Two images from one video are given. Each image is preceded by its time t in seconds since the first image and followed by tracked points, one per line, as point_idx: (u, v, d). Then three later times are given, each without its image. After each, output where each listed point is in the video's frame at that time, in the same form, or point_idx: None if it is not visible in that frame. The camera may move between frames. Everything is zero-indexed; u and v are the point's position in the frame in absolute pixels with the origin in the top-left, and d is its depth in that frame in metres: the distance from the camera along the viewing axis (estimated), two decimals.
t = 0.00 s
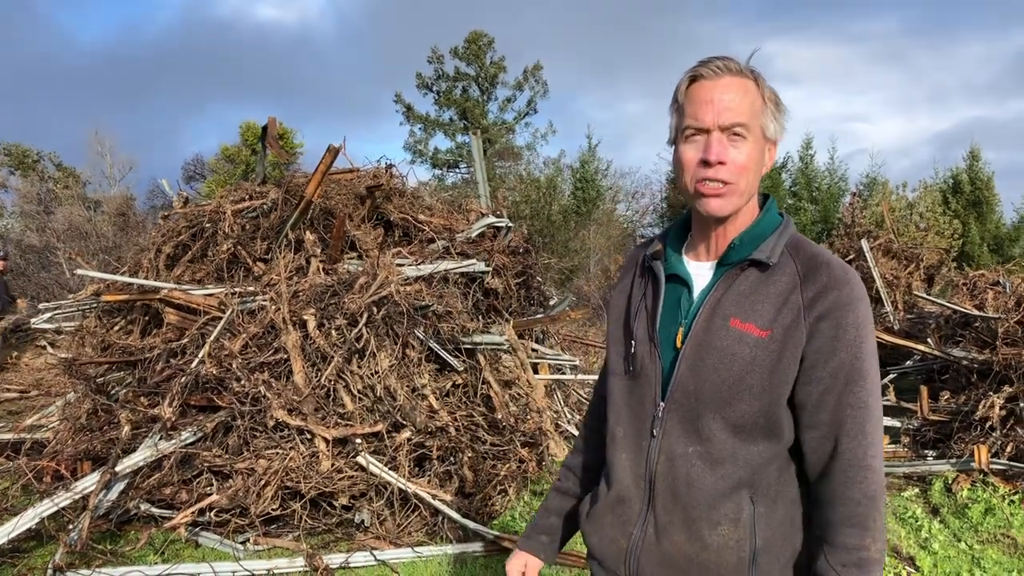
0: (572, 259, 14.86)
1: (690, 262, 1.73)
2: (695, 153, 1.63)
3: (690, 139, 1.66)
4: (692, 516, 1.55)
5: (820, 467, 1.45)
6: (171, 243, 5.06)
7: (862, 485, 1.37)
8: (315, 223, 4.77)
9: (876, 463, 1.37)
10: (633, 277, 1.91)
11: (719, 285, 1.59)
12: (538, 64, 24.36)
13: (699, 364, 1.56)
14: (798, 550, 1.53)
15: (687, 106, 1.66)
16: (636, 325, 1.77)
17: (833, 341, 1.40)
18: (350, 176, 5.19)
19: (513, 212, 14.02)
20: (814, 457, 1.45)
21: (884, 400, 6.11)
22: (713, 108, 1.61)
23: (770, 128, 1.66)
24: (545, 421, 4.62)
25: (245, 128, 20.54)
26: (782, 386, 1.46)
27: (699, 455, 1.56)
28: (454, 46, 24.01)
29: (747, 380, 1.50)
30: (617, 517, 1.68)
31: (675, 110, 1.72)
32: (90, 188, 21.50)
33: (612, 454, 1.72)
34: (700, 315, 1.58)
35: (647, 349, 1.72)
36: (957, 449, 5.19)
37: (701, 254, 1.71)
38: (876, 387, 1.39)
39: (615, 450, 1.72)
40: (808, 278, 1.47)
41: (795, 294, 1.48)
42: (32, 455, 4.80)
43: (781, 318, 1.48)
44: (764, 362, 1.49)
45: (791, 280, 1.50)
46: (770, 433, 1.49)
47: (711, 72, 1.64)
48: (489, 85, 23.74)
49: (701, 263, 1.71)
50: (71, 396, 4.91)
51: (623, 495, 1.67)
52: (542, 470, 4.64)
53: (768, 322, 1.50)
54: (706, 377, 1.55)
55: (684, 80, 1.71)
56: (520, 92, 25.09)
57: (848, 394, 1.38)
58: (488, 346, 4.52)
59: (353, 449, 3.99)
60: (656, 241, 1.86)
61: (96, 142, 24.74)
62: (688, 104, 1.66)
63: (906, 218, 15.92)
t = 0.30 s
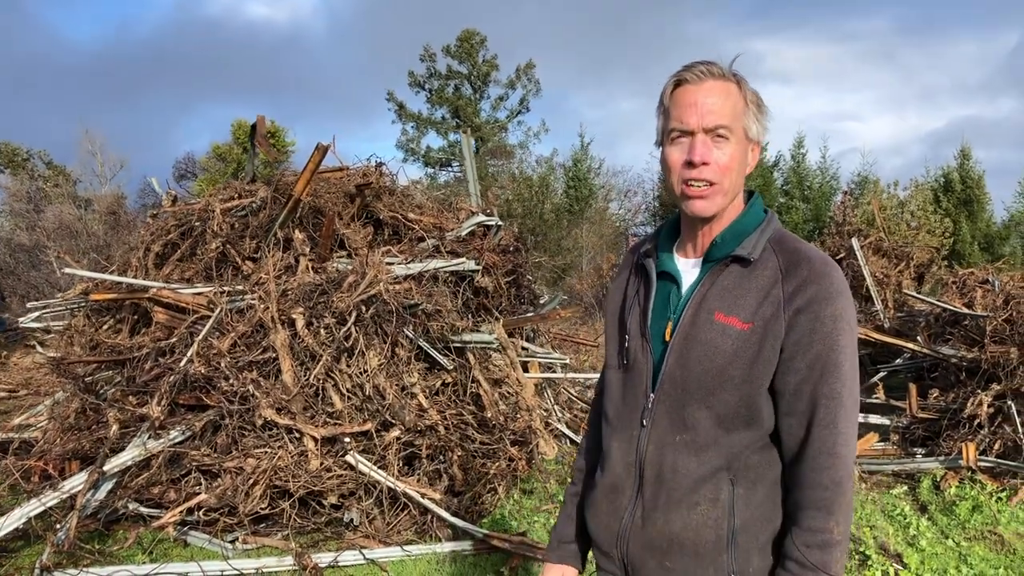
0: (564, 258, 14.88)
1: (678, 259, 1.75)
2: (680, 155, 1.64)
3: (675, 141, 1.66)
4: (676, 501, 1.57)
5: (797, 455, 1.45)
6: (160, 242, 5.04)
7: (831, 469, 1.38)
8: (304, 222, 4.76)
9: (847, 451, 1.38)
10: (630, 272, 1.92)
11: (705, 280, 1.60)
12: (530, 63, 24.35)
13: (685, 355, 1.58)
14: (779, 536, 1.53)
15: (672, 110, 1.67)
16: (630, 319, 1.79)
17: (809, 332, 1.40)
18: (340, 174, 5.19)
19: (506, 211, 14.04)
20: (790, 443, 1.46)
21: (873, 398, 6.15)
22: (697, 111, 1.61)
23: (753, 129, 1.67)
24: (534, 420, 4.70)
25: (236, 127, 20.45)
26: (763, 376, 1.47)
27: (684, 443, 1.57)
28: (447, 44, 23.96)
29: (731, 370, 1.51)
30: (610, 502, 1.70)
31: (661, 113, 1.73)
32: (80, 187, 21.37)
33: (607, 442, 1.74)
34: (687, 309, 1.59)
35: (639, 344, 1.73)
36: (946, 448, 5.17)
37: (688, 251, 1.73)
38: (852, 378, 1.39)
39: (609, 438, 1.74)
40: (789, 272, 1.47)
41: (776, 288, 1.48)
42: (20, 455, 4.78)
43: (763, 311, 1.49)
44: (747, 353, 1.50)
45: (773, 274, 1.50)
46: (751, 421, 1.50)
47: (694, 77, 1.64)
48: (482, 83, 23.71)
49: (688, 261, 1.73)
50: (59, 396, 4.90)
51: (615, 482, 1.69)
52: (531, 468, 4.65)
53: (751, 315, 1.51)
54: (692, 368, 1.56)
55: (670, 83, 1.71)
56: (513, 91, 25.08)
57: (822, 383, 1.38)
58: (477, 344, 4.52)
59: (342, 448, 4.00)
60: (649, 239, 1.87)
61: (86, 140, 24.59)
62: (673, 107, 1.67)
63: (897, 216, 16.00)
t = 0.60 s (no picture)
0: (559, 256, 14.89)
1: (674, 256, 1.75)
2: (672, 152, 1.65)
3: (667, 139, 1.68)
4: (689, 493, 1.57)
5: (809, 438, 1.48)
6: (152, 240, 5.03)
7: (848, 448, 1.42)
8: (295, 220, 4.75)
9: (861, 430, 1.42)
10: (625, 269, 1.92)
11: (705, 276, 1.60)
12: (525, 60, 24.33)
13: (692, 350, 1.58)
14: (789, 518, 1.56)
15: (662, 109, 1.68)
16: (629, 316, 1.78)
17: (814, 318, 1.44)
18: (332, 173, 5.20)
19: (500, 209, 14.04)
20: (805, 429, 1.48)
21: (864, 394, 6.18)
22: (687, 109, 1.63)
23: (742, 125, 1.69)
24: (526, 417, 4.58)
25: (230, 125, 20.39)
26: (771, 365, 1.50)
27: (695, 436, 1.58)
28: (441, 42, 23.92)
29: (739, 362, 1.53)
30: (623, 498, 1.70)
31: (650, 113, 1.75)
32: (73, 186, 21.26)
33: (616, 439, 1.74)
34: (690, 305, 1.60)
35: (641, 340, 1.73)
36: (936, 442, 5.30)
37: (684, 247, 1.73)
38: (858, 359, 1.43)
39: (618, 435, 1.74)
40: (788, 262, 1.51)
41: (777, 279, 1.52)
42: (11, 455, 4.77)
43: (766, 302, 1.52)
44: (753, 344, 1.52)
45: (774, 265, 1.53)
46: (759, 409, 1.52)
47: (683, 76, 1.67)
48: (477, 81, 23.69)
49: (685, 256, 1.72)
50: (50, 395, 4.89)
51: (627, 478, 1.69)
52: (523, 466, 4.65)
53: (754, 306, 1.53)
54: (699, 362, 1.57)
55: (658, 84, 1.73)
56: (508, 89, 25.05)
57: (832, 366, 1.42)
58: (469, 343, 4.51)
59: (333, 446, 4.00)
60: (642, 237, 1.86)
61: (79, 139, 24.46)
62: (663, 107, 1.68)
63: (891, 214, 16.06)
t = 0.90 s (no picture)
0: (559, 253, 14.88)
1: (685, 250, 1.79)
2: (682, 145, 1.66)
3: (677, 132, 1.69)
4: (688, 491, 1.58)
5: (825, 437, 1.43)
6: (149, 238, 5.04)
7: (868, 443, 1.34)
8: (293, 218, 4.75)
9: (885, 427, 1.34)
10: (635, 265, 1.95)
11: (711, 268, 1.62)
12: (525, 58, 24.31)
13: (696, 344, 1.59)
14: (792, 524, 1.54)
15: (672, 102, 1.70)
16: (635, 310, 1.81)
17: (825, 313, 1.41)
18: (330, 171, 5.23)
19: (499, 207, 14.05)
20: (829, 431, 1.41)
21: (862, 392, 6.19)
22: (697, 102, 1.64)
23: (753, 119, 1.70)
24: (523, 415, 4.65)
25: (230, 123, 20.39)
26: (777, 360, 1.49)
27: (692, 430, 1.58)
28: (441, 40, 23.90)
29: (741, 356, 1.53)
30: (622, 494, 1.71)
31: (661, 106, 1.76)
32: (73, 184, 21.26)
33: (617, 433, 1.76)
34: (694, 298, 1.62)
35: (646, 335, 1.75)
36: (933, 439, 5.33)
37: (695, 241, 1.76)
38: (877, 357, 1.38)
39: (620, 429, 1.75)
40: (797, 257, 1.50)
41: (784, 274, 1.51)
42: (10, 453, 4.79)
43: (771, 297, 1.51)
44: (757, 338, 1.52)
45: (782, 260, 1.53)
46: (761, 406, 1.52)
47: (693, 69, 1.68)
48: (477, 79, 23.67)
49: (695, 251, 1.76)
50: (48, 393, 4.91)
51: (626, 473, 1.70)
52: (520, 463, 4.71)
53: (759, 301, 1.53)
54: (702, 355, 1.58)
55: (669, 76, 1.75)
56: (508, 86, 25.03)
57: (849, 361, 1.37)
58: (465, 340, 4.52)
59: (330, 443, 4.02)
60: (653, 232, 1.90)
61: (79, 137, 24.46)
62: (673, 99, 1.70)
63: (891, 211, 16.06)
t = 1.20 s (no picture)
0: (563, 250, 14.90)
1: (703, 244, 1.80)
2: (700, 140, 1.67)
3: (695, 127, 1.70)
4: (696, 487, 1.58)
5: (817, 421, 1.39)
6: (154, 235, 5.08)
7: (844, 408, 1.30)
8: (295, 214, 4.78)
9: (870, 399, 1.29)
10: (658, 264, 1.99)
11: (724, 262, 1.63)
12: (531, 55, 24.28)
13: (703, 337, 1.60)
14: (802, 528, 1.48)
15: (691, 97, 1.70)
16: (654, 306, 1.85)
17: (830, 299, 1.41)
18: (332, 168, 5.27)
19: (504, 204, 14.09)
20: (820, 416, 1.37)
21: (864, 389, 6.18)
22: (716, 96, 1.65)
23: (773, 113, 1.71)
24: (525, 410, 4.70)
25: (236, 120, 20.47)
26: (782, 351, 1.48)
27: (701, 426, 1.58)
28: (448, 36, 23.88)
29: (748, 348, 1.53)
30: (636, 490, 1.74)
31: (681, 101, 1.77)
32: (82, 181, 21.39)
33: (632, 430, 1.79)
34: (706, 292, 1.63)
35: (661, 330, 1.78)
36: (933, 436, 5.33)
37: (712, 235, 1.78)
38: (880, 345, 1.36)
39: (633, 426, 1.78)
40: (809, 249, 1.51)
41: (794, 267, 1.52)
42: (16, 446, 4.85)
43: (779, 289, 1.52)
44: (763, 330, 1.52)
45: (793, 253, 1.54)
46: (767, 400, 1.50)
47: (713, 63, 1.69)
48: (484, 75, 23.65)
49: (712, 244, 1.77)
50: (54, 387, 4.96)
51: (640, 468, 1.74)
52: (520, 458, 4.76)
53: (767, 294, 1.54)
54: (710, 348, 1.59)
55: (688, 71, 1.76)
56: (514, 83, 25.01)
57: (846, 343, 1.35)
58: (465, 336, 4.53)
59: (331, 437, 4.05)
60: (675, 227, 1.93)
61: (88, 134, 24.58)
62: (692, 94, 1.71)
63: (897, 209, 16.00)
